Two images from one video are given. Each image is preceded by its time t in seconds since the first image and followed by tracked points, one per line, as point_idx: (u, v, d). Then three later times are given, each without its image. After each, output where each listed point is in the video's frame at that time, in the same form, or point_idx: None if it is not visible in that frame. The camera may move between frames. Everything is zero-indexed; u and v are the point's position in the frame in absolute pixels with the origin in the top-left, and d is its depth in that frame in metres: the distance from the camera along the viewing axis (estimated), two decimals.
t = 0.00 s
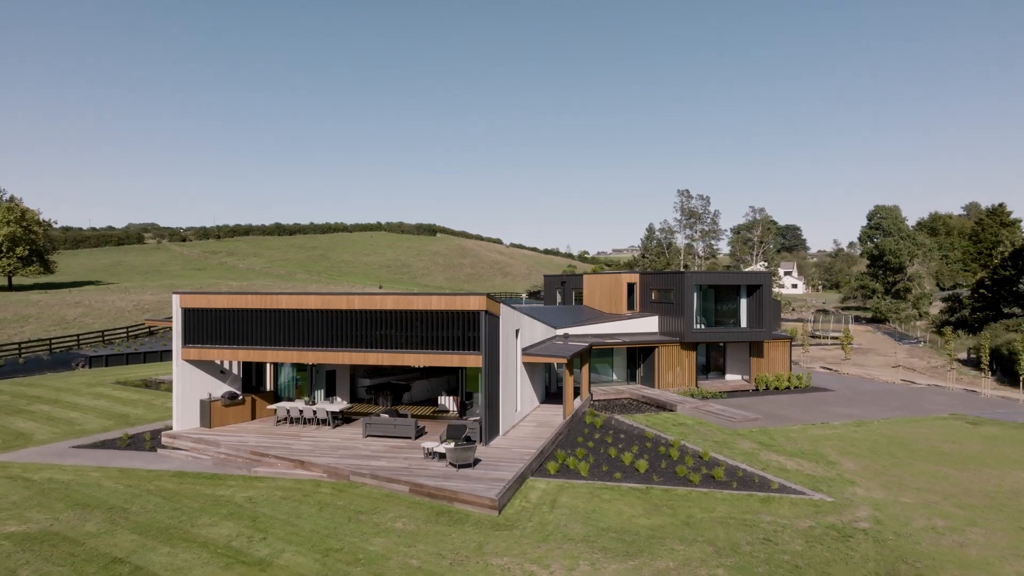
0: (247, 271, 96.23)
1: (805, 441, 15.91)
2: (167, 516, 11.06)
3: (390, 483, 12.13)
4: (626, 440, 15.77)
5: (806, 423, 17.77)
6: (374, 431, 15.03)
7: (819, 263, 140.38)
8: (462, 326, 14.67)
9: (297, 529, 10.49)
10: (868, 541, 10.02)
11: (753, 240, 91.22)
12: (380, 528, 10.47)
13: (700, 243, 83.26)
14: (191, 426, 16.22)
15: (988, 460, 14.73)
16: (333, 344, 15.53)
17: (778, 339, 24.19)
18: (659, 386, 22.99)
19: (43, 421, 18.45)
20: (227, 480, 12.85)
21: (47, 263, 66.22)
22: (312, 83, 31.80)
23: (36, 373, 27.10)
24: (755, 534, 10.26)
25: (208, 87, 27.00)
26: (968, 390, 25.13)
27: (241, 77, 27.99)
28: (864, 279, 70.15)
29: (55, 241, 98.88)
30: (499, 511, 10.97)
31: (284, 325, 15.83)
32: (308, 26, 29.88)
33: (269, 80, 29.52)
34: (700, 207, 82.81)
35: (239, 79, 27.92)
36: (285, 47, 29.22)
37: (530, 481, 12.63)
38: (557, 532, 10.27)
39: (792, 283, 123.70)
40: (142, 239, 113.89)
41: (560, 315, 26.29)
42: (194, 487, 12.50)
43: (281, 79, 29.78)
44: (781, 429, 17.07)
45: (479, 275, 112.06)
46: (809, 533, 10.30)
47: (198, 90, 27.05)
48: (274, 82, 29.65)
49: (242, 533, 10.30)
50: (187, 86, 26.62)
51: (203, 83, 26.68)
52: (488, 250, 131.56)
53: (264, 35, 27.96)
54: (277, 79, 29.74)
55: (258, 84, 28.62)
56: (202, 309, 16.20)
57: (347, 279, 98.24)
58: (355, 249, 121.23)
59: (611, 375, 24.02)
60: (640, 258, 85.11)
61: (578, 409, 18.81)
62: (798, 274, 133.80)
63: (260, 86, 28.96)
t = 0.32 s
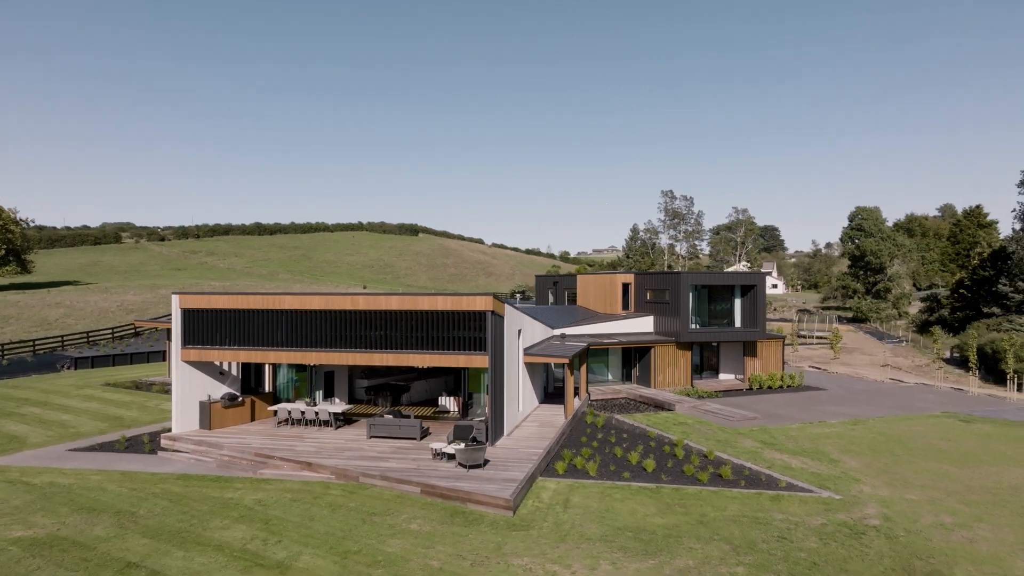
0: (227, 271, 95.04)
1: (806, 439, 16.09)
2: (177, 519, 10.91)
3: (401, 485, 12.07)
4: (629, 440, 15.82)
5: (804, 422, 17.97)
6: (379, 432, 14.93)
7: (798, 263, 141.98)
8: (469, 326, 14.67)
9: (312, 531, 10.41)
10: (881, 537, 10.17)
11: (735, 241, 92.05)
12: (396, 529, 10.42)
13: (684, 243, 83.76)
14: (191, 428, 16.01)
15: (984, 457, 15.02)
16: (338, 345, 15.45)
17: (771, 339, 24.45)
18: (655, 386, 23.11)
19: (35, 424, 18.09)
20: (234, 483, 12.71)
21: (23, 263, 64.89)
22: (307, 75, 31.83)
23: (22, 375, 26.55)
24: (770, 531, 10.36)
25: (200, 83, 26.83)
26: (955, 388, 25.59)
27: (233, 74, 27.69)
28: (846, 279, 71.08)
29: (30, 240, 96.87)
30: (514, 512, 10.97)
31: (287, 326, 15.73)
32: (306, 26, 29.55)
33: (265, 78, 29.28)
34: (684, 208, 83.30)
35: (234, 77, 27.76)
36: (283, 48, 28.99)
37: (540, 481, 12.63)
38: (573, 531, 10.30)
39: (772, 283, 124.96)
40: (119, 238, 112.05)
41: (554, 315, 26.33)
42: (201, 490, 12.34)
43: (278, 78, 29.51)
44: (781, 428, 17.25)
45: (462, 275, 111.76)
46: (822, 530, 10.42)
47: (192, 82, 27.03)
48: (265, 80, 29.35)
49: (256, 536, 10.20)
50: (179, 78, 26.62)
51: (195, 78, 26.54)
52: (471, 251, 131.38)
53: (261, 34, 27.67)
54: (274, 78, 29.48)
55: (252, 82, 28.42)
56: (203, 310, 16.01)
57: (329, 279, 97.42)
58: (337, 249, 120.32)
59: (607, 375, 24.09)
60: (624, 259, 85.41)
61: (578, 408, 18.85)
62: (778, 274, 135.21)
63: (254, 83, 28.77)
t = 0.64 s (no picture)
0: (204, 271, 93.62)
1: (804, 437, 16.31)
2: (187, 523, 10.76)
3: (411, 485, 12.03)
4: (631, 439, 15.91)
5: (799, 420, 18.21)
6: (382, 433, 14.83)
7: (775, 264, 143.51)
8: (472, 326, 14.66)
9: (326, 532, 10.33)
10: (890, 533, 10.36)
11: (715, 241, 92.89)
12: (411, 530, 10.38)
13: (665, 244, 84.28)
14: (188, 430, 15.79)
15: (977, 454, 15.34)
16: (340, 345, 15.36)
17: (762, 338, 24.74)
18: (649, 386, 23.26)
19: (25, 427, 17.71)
20: (239, 485, 12.56)
21: None
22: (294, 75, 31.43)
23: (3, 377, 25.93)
24: (782, 529, 10.49)
25: (188, 78, 26.48)
26: (940, 387, 26.07)
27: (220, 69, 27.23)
28: (825, 279, 72.09)
29: None
30: (527, 512, 11.00)
31: (287, 326, 15.59)
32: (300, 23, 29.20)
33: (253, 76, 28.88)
34: (665, 209, 83.85)
35: (223, 72, 27.42)
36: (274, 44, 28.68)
37: (549, 481, 12.66)
38: (589, 531, 10.34)
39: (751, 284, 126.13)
40: (92, 237, 109.87)
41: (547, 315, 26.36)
42: (206, 492, 12.18)
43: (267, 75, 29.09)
44: (778, 426, 17.47)
45: (443, 275, 111.32)
46: (831, 527, 10.59)
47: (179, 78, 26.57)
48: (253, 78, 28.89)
49: (270, 538, 10.09)
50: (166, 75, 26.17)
51: (183, 72, 26.20)
52: (451, 251, 130.98)
53: (251, 29, 27.32)
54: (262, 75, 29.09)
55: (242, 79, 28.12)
56: (200, 309, 15.80)
57: (309, 279, 96.42)
58: (316, 248, 119.23)
59: (601, 375, 24.19)
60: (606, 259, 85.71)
61: (577, 408, 18.90)
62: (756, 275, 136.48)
63: (244, 79, 28.44)
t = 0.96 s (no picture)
0: (182, 271, 92.16)
1: (801, 435, 16.52)
2: (197, 526, 10.61)
3: (421, 486, 11.98)
4: (632, 439, 15.98)
5: (795, 418, 18.45)
6: (385, 434, 14.74)
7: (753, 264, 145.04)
8: (477, 326, 14.64)
9: (340, 534, 10.26)
10: (898, 529, 10.54)
11: (696, 241, 93.57)
12: (426, 531, 10.34)
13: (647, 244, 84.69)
14: (187, 432, 15.56)
15: (971, 450, 15.66)
16: (343, 345, 15.27)
17: (753, 338, 25.02)
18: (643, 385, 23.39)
19: (15, 430, 17.31)
20: (245, 487, 12.42)
21: None
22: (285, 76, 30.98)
23: None
24: (793, 526, 10.61)
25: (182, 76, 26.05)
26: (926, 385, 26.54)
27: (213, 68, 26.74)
28: (804, 279, 73.04)
29: None
30: (540, 511, 11.02)
31: (288, 326, 15.46)
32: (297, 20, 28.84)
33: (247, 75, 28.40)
34: (647, 209, 84.30)
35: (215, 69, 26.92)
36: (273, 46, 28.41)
37: (557, 480, 12.68)
38: (604, 530, 10.39)
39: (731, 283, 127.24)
40: (64, 236, 107.64)
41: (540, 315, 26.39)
42: (213, 495, 12.03)
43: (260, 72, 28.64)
44: (775, 424, 17.68)
45: (424, 275, 110.83)
46: (841, 524, 10.74)
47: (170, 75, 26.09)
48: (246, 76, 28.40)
49: (283, 541, 9.99)
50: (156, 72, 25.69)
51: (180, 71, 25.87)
52: (432, 250, 130.47)
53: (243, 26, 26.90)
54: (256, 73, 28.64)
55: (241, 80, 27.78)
56: (199, 309, 15.60)
57: (289, 279, 95.38)
58: (296, 248, 118.06)
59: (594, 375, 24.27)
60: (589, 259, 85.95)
61: (575, 408, 18.96)
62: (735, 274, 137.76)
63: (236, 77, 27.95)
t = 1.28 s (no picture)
0: (163, 271, 90.89)
1: (801, 434, 16.70)
2: (209, 529, 10.50)
3: (433, 487, 11.94)
4: (635, 439, 16.03)
5: (794, 417, 18.64)
6: (391, 436, 14.65)
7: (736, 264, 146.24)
8: (483, 326, 14.62)
9: (356, 536, 10.20)
10: (909, 526, 10.69)
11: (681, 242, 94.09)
12: (443, 532, 10.31)
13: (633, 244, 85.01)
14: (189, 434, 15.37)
15: (968, 448, 15.92)
16: (347, 346, 15.18)
17: (748, 337, 25.23)
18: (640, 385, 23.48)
19: (9, 433, 17.00)
20: (254, 489, 12.31)
21: None
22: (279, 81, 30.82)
23: None
24: (806, 524, 10.73)
25: (178, 75, 25.73)
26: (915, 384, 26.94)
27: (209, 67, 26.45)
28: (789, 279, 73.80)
29: None
30: (554, 511, 11.05)
31: (292, 326, 15.32)
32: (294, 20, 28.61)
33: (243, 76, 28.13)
34: (634, 210, 84.68)
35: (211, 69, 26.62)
36: (271, 46, 28.18)
37: (567, 481, 12.69)
38: (621, 530, 10.41)
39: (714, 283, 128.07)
40: (42, 235, 105.80)
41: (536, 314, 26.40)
42: (221, 497, 11.90)
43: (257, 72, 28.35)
44: (774, 423, 17.85)
45: (410, 275, 110.38)
46: (853, 521, 10.86)
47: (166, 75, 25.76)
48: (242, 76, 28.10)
49: (300, 544, 9.91)
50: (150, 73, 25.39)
51: (177, 71, 25.62)
52: (417, 250, 129.98)
53: (240, 24, 26.61)
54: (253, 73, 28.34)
55: (239, 82, 27.55)
56: (201, 310, 15.42)
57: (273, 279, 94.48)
58: (279, 248, 117.04)
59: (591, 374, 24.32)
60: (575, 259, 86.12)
61: (575, 408, 19.00)
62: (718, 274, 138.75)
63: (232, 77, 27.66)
